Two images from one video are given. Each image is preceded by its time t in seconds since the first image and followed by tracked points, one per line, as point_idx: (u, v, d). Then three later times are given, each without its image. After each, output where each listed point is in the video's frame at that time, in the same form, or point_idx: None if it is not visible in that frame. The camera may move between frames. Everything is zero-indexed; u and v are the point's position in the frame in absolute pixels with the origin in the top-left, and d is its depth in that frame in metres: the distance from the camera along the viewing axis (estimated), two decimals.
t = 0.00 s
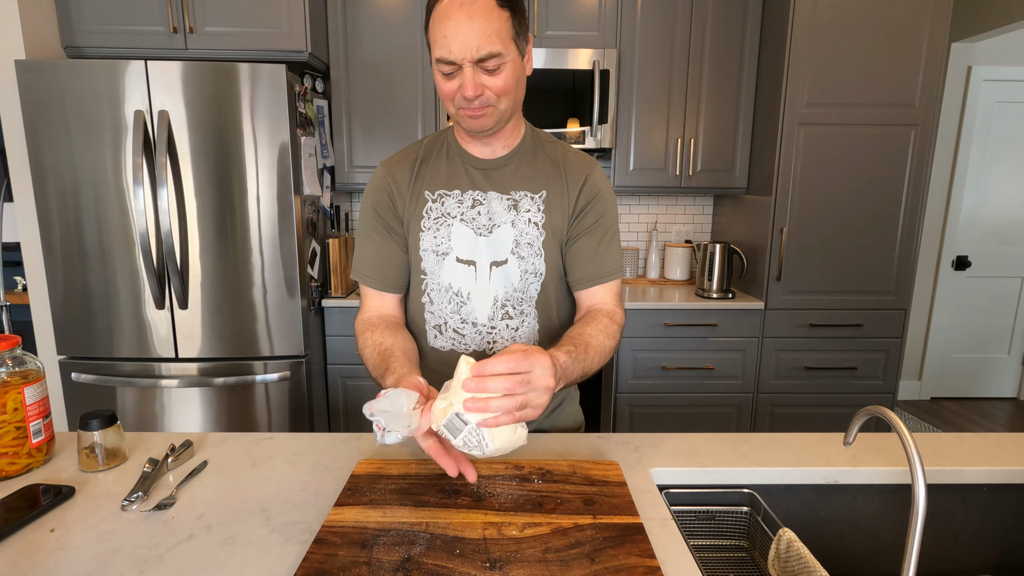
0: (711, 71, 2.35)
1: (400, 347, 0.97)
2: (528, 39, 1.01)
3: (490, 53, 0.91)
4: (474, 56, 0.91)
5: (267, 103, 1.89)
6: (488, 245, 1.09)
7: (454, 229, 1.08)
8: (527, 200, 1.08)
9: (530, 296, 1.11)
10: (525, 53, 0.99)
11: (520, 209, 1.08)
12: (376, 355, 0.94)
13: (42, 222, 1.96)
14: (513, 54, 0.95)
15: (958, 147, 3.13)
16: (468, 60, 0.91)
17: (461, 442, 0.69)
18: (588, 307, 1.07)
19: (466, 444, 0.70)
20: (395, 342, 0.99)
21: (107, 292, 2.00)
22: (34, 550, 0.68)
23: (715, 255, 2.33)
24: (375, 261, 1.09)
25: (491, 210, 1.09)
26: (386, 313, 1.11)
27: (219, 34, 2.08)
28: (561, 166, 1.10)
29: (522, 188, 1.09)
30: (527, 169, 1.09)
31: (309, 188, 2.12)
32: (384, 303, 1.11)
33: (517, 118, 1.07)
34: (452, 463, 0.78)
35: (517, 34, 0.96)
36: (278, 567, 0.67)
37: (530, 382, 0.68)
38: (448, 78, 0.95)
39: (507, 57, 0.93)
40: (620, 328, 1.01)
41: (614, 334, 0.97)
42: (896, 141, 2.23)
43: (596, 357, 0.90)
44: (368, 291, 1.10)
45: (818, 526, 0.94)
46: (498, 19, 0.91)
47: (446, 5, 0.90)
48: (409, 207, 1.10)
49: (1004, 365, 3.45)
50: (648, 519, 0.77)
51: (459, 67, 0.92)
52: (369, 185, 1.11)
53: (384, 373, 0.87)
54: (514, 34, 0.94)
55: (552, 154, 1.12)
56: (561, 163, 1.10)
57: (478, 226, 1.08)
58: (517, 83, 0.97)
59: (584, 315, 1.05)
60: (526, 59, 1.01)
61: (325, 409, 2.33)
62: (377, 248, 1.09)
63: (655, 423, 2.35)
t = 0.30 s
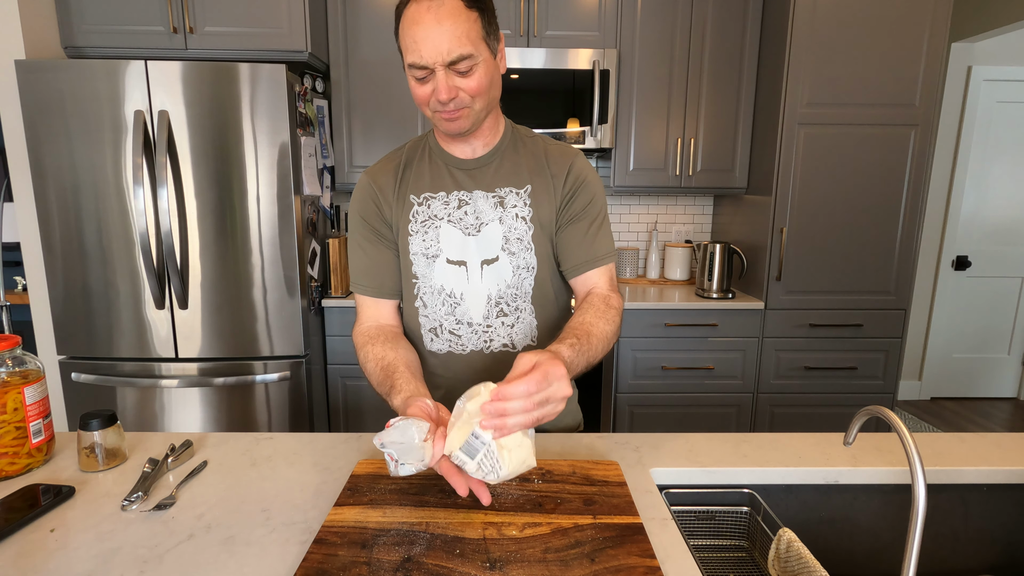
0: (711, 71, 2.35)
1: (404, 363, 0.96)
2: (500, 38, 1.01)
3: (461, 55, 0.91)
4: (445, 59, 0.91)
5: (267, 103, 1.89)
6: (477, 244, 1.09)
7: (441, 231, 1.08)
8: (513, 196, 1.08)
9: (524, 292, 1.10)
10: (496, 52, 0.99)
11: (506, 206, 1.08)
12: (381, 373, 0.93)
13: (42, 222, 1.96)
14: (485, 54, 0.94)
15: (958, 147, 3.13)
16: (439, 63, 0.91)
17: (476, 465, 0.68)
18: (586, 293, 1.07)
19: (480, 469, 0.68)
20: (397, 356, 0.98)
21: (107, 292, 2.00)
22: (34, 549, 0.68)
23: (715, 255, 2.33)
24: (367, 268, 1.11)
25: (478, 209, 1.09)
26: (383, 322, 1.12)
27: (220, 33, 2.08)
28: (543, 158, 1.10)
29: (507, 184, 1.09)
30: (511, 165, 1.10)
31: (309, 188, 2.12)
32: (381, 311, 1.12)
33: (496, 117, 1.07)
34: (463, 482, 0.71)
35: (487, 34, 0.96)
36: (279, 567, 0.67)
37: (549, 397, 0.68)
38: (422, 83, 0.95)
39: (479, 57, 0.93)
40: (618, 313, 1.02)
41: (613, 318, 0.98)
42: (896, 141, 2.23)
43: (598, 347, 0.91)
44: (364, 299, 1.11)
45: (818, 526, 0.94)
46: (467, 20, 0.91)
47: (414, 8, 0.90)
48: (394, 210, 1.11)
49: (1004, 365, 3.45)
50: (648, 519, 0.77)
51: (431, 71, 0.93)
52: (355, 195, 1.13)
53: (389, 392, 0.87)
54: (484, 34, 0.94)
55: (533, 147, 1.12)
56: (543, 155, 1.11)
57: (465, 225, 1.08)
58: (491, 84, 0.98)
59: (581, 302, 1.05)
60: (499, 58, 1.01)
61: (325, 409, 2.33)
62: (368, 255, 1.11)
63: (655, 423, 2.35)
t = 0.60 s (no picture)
0: (711, 72, 2.35)
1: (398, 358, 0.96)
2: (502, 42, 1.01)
3: (468, 59, 0.91)
4: (452, 63, 0.91)
5: (267, 103, 1.89)
6: (475, 244, 1.09)
7: (439, 231, 1.08)
8: (511, 196, 1.08)
9: (523, 291, 1.11)
10: (499, 55, 1.00)
11: (505, 206, 1.08)
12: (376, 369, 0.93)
13: (42, 222, 1.96)
14: (490, 58, 0.95)
15: (958, 147, 3.13)
16: (445, 67, 0.91)
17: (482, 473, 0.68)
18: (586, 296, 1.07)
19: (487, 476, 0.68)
20: (390, 352, 0.98)
21: (107, 292, 2.00)
22: (34, 550, 0.68)
23: (715, 255, 2.33)
24: (363, 267, 1.10)
25: (476, 209, 1.09)
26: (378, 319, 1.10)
27: (220, 34, 2.08)
28: (542, 158, 1.10)
29: (506, 184, 1.09)
30: (509, 165, 1.10)
31: (309, 188, 2.12)
32: (375, 308, 1.10)
33: (497, 119, 1.07)
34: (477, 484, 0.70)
35: (491, 37, 0.96)
36: (279, 567, 0.67)
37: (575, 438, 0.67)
38: (426, 86, 0.95)
39: (484, 61, 0.93)
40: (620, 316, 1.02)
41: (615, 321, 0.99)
42: (896, 141, 2.23)
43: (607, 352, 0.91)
44: (358, 298, 1.10)
45: (818, 526, 0.94)
46: (473, 24, 0.91)
47: (419, 9, 0.89)
48: (392, 210, 1.11)
49: (1004, 365, 3.45)
50: (648, 519, 0.77)
51: (437, 74, 0.92)
52: (350, 194, 1.11)
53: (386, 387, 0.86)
54: (489, 37, 0.94)
55: (531, 147, 1.12)
56: (542, 155, 1.11)
57: (463, 225, 1.09)
58: (495, 87, 0.98)
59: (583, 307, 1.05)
60: (502, 62, 1.01)
61: (325, 408, 2.33)
62: (365, 255, 1.10)
63: (655, 423, 2.35)
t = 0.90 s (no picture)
0: (711, 72, 2.35)
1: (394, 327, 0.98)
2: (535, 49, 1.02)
3: (506, 62, 0.91)
4: (489, 64, 0.91)
5: (267, 103, 1.89)
6: (484, 245, 1.09)
7: (450, 228, 1.08)
8: (525, 203, 1.09)
9: (525, 298, 1.11)
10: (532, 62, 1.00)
11: (518, 211, 1.09)
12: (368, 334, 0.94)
13: (42, 222, 1.96)
14: (525, 64, 0.95)
15: (958, 147, 3.13)
16: (482, 67, 0.91)
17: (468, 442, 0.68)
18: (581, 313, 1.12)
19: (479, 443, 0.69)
20: (386, 324, 0.99)
21: (107, 292, 2.00)
22: (34, 550, 0.68)
23: (715, 255, 2.33)
24: (366, 253, 1.07)
25: (488, 211, 1.09)
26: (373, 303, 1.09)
27: (220, 34, 2.08)
28: (558, 169, 1.11)
29: (520, 190, 1.09)
30: (524, 172, 1.10)
31: (309, 188, 2.12)
32: (371, 294, 1.09)
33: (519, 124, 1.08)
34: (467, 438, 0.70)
35: (527, 44, 0.97)
36: (279, 567, 0.67)
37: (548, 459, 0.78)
38: (458, 83, 0.94)
39: (520, 67, 0.94)
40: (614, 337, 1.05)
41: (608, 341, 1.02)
42: (896, 141, 2.23)
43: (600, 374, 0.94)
44: (354, 284, 1.08)
45: (818, 526, 0.94)
46: (514, 29, 0.91)
47: (462, 7, 0.89)
48: (403, 201, 1.10)
49: (1004, 365, 3.45)
50: (648, 519, 0.77)
51: (472, 73, 0.92)
52: (363, 177, 1.10)
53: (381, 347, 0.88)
54: (526, 44, 0.95)
55: (548, 157, 1.12)
56: (558, 166, 1.11)
57: (474, 226, 1.08)
58: (526, 94, 0.98)
59: (580, 322, 1.08)
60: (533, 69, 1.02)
61: (325, 408, 2.33)
62: (368, 240, 1.07)
63: (655, 423, 2.35)
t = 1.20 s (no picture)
0: (711, 71, 2.35)
1: (397, 347, 0.95)
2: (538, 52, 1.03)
3: (510, 65, 0.92)
4: (494, 65, 0.91)
5: (267, 103, 1.89)
6: (487, 244, 1.09)
7: (453, 229, 1.08)
8: (527, 199, 1.09)
9: (532, 294, 1.11)
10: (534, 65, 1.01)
11: (520, 208, 1.09)
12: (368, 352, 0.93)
13: (42, 222, 1.96)
14: (529, 66, 0.96)
15: (958, 147, 3.13)
16: (487, 68, 0.91)
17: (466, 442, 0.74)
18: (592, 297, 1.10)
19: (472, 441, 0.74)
20: (391, 340, 0.98)
21: (107, 292, 2.00)
22: (33, 550, 0.68)
23: (715, 255, 2.33)
24: (370, 260, 1.08)
25: (491, 210, 1.09)
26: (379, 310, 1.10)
27: (220, 34, 2.08)
28: (559, 164, 1.11)
29: (522, 187, 1.09)
30: (526, 168, 1.10)
31: (309, 188, 2.12)
32: (378, 300, 1.10)
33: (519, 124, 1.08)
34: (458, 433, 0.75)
35: (531, 46, 0.97)
36: (279, 567, 0.67)
37: (568, 406, 0.75)
38: (462, 83, 0.94)
39: (524, 69, 0.94)
40: (625, 311, 1.05)
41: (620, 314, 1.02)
42: (896, 141, 2.23)
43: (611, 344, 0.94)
44: (361, 291, 1.09)
45: (818, 526, 0.94)
46: (520, 31, 0.91)
47: (468, 7, 0.89)
48: (405, 205, 1.10)
49: (1004, 365, 3.45)
50: (648, 520, 0.77)
51: (477, 74, 0.92)
52: (364, 184, 1.10)
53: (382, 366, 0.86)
54: (530, 46, 0.95)
55: (549, 152, 1.13)
56: (559, 161, 1.11)
57: (477, 225, 1.09)
58: (528, 96, 0.99)
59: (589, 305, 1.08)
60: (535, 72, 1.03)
61: (325, 408, 2.33)
62: (373, 247, 1.09)
63: (655, 423, 2.35)
